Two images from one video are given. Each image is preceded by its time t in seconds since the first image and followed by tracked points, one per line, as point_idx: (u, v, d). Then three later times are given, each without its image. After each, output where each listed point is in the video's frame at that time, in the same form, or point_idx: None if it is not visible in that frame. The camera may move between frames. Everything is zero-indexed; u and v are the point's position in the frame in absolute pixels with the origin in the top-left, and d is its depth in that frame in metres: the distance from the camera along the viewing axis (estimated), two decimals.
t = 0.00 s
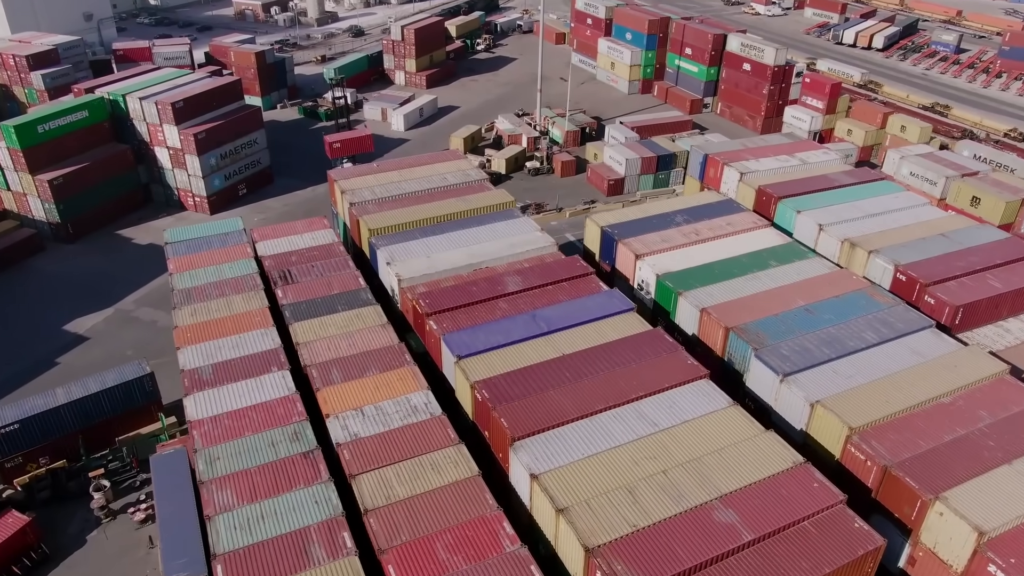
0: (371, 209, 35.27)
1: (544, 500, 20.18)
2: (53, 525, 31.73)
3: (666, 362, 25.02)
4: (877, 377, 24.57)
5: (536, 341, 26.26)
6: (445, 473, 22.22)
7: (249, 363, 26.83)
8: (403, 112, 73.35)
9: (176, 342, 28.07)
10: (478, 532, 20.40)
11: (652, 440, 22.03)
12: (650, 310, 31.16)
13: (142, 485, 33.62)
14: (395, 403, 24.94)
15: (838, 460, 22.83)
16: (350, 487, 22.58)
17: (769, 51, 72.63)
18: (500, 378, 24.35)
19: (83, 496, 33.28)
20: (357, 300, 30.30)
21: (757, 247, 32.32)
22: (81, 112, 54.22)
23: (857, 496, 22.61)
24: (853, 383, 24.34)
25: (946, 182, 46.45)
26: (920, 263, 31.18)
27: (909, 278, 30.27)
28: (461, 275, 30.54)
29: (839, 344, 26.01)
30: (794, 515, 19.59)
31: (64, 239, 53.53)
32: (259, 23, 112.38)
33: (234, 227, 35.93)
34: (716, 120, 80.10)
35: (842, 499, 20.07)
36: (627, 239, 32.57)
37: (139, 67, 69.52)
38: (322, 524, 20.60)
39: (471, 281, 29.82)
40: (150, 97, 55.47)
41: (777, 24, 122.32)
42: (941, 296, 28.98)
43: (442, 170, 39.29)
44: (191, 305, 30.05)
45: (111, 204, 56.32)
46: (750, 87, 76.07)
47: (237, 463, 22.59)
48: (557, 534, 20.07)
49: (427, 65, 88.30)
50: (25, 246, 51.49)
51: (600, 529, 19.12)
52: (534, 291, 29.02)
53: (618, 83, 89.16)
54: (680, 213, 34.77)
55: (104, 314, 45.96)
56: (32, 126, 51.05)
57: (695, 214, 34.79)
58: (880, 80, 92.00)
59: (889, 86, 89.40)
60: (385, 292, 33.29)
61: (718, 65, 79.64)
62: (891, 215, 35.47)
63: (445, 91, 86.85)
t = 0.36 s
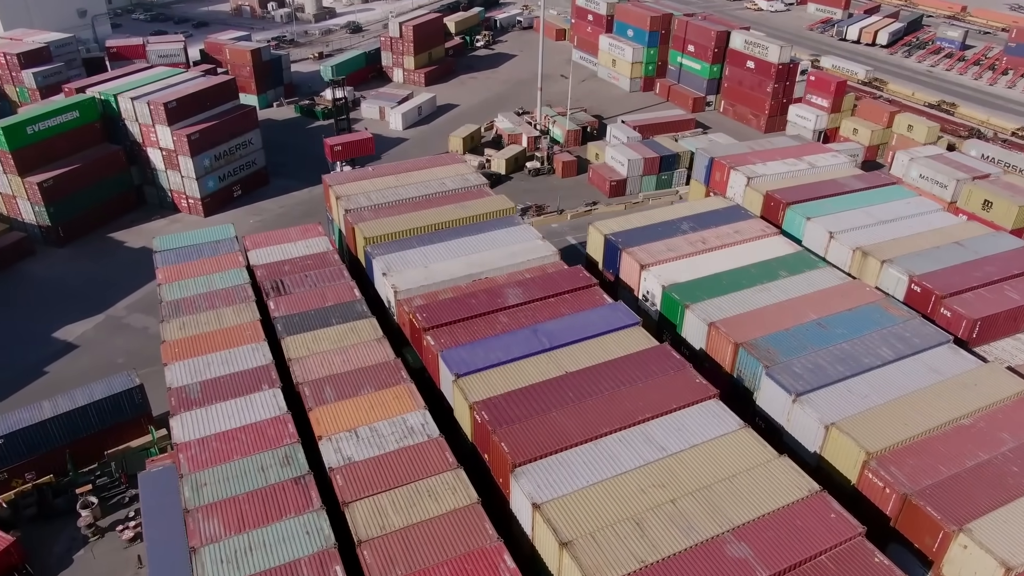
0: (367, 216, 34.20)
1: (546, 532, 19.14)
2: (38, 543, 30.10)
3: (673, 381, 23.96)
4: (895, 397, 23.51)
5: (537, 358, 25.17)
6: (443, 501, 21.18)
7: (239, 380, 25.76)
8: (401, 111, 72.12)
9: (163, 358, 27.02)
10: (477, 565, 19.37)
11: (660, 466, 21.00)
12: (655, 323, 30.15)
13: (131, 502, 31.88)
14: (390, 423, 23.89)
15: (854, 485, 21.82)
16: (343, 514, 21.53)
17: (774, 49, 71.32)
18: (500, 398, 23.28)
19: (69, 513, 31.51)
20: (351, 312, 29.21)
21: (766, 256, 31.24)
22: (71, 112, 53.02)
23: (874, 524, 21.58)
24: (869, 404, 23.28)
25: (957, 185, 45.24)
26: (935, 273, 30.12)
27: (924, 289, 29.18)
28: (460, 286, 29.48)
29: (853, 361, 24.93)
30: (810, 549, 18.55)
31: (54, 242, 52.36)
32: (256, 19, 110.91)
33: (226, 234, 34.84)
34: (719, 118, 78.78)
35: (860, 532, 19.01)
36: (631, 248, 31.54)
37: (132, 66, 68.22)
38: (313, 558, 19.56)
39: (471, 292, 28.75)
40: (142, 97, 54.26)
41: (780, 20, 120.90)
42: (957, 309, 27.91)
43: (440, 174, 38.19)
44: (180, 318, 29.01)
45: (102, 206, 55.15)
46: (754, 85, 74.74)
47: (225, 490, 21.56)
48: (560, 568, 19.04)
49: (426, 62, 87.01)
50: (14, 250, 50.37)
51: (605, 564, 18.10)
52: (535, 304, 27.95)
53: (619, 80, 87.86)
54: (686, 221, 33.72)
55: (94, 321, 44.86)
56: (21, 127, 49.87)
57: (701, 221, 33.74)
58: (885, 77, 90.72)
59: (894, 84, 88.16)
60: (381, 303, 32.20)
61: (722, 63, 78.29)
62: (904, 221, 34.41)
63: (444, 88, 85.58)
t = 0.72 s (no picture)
0: (362, 224, 32.96)
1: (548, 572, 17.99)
2: (19, 566, 28.10)
3: (682, 405, 22.77)
4: (916, 422, 22.33)
5: (539, 380, 23.98)
6: (440, 536, 20.00)
7: (227, 402, 24.56)
8: (399, 110, 70.81)
9: (147, 378, 25.82)
10: None
11: (669, 498, 19.85)
12: (662, 338, 28.98)
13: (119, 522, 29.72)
14: (385, 449, 22.74)
15: (874, 517, 20.68)
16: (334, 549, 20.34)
17: (779, 46, 69.84)
18: (500, 424, 22.09)
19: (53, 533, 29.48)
20: (345, 328, 28.00)
21: (777, 268, 30.02)
22: (60, 113, 51.66)
23: (895, 558, 20.44)
24: (888, 429, 22.11)
25: (969, 189, 43.95)
26: (954, 286, 28.90)
27: (943, 304, 27.96)
28: (458, 300, 28.26)
29: (870, 383, 23.75)
30: None
31: (43, 247, 51.09)
32: (252, 14, 109.30)
33: (217, 244, 33.59)
34: (722, 116, 77.38)
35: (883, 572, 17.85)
36: (636, 259, 30.33)
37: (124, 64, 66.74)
38: None
39: (469, 307, 27.55)
40: (133, 97, 52.91)
41: (782, 15, 119.39)
42: (978, 326, 26.71)
43: (438, 181, 36.94)
44: (166, 334, 27.83)
45: (93, 209, 53.85)
46: (758, 83, 73.25)
47: (209, 523, 20.36)
48: None
49: (424, 59, 85.57)
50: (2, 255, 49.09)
51: None
52: (537, 320, 26.74)
53: (621, 77, 86.38)
54: (693, 230, 32.52)
55: (83, 329, 43.55)
56: (8, 128, 48.54)
57: (709, 230, 32.53)
58: (890, 75, 89.27)
59: (900, 81, 86.75)
60: (376, 316, 30.97)
61: (725, 60, 76.79)
62: (919, 229, 33.18)
63: (443, 86, 84.16)
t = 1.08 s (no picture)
0: (357, 233, 31.87)
1: None
2: None
3: (691, 428, 21.74)
4: (937, 446, 21.31)
5: (541, 401, 22.95)
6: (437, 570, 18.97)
7: (215, 423, 23.51)
8: (396, 108, 69.61)
9: (132, 397, 24.78)
10: None
11: (678, 530, 18.83)
12: (668, 352, 27.93)
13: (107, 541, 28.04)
14: (379, 475, 21.72)
15: (893, 548, 19.68)
16: None
17: (783, 44, 68.55)
18: (500, 449, 21.08)
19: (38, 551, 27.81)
20: (339, 343, 26.94)
21: (787, 280, 28.95)
22: (50, 114, 50.46)
23: None
24: (908, 454, 21.08)
25: (981, 192, 42.82)
26: (971, 299, 27.85)
27: (960, 318, 26.91)
28: (456, 313, 27.18)
29: (888, 404, 22.71)
30: None
31: (33, 251, 49.95)
32: (249, 10, 107.83)
33: (207, 252, 32.47)
34: (725, 115, 76.11)
35: None
36: (641, 269, 29.25)
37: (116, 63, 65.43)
38: None
39: (468, 321, 26.50)
40: (124, 98, 51.71)
41: (785, 11, 117.99)
42: (997, 341, 25.67)
43: (435, 186, 35.83)
44: (153, 349, 26.78)
45: (83, 212, 52.68)
46: (762, 81, 71.96)
47: (194, 556, 19.33)
48: None
49: (423, 56, 84.28)
50: None
51: None
52: (539, 336, 25.68)
53: (622, 75, 85.04)
54: (699, 238, 31.45)
55: (73, 336, 42.43)
56: None
57: (716, 239, 31.46)
58: (895, 72, 88.02)
59: (905, 78, 85.50)
60: (371, 328, 29.90)
61: (728, 57, 75.47)
62: (932, 238, 32.11)
63: (442, 84, 82.89)
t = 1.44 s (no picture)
0: (352, 243, 30.65)
1: None
2: None
3: (702, 457, 20.59)
4: (962, 477, 20.19)
5: (544, 427, 21.80)
6: None
7: (201, 450, 22.34)
8: (394, 107, 68.27)
9: (114, 421, 23.62)
10: None
11: (690, 572, 17.68)
12: (676, 371, 26.81)
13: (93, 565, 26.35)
14: (373, 507, 20.58)
15: None
16: None
17: (789, 41, 67.14)
18: (500, 481, 19.92)
19: None
20: (332, 362, 25.76)
21: (799, 294, 27.75)
22: (38, 115, 49.13)
23: None
24: (932, 487, 19.92)
25: (994, 197, 41.58)
26: (992, 314, 26.67)
27: (982, 335, 25.74)
28: (454, 330, 26.00)
29: (909, 432, 21.55)
30: None
31: (21, 255, 48.73)
32: (244, 6, 106.13)
33: (197, 264, 31.27)
34: (729, 113, 74.74)
35: None
36: (647, 283, 28.07)
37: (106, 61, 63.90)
38: None
39: (466, 339, 25.31)
40: (114, 98, 50.41)
41: (789, 6, 116.44)
42: (1021, 361, 24.50)
43: (433, 193, 34.61)
44: (137, 369, 25.61)
45: (73, 215, 51.43)
46: (767, 79, 70.58)
47: None
48: None
49: (421, 53, 82.86)
50: None
51: None
52: (541, 355, 24.54)
53: (624, 72, 83.60)
54: (707, 249, 30.28)
55: (60, 345, 41.21)
56: None
57: (724, 250, 30.29)
58: (901, 69, 86.62)
59: (911, 75, 84.11)
60: (366, 344, 28.71)
61: (732, 54, 74.01)
62: (949, 248, 30.93)
63: (440, 81, 81.49)
